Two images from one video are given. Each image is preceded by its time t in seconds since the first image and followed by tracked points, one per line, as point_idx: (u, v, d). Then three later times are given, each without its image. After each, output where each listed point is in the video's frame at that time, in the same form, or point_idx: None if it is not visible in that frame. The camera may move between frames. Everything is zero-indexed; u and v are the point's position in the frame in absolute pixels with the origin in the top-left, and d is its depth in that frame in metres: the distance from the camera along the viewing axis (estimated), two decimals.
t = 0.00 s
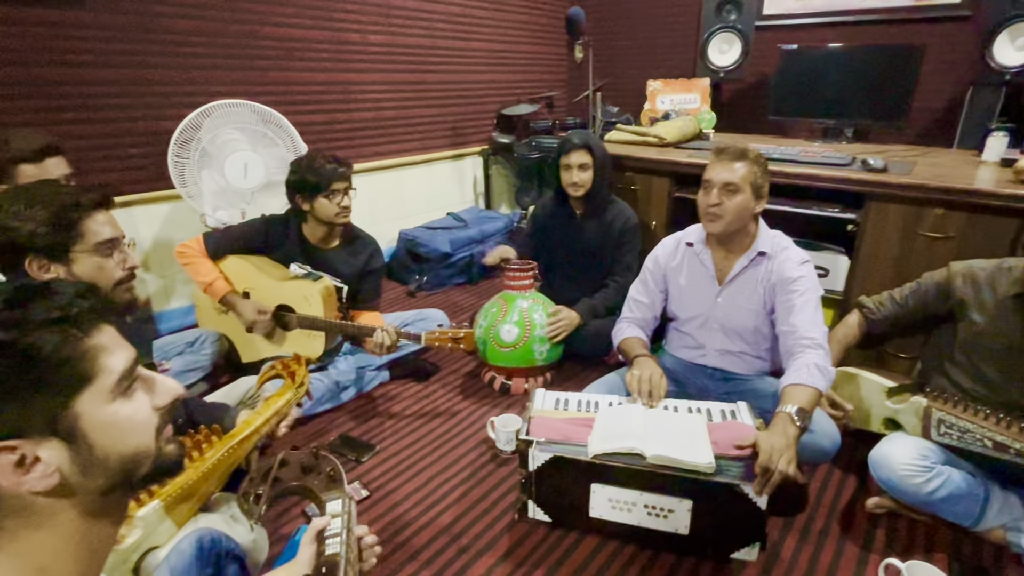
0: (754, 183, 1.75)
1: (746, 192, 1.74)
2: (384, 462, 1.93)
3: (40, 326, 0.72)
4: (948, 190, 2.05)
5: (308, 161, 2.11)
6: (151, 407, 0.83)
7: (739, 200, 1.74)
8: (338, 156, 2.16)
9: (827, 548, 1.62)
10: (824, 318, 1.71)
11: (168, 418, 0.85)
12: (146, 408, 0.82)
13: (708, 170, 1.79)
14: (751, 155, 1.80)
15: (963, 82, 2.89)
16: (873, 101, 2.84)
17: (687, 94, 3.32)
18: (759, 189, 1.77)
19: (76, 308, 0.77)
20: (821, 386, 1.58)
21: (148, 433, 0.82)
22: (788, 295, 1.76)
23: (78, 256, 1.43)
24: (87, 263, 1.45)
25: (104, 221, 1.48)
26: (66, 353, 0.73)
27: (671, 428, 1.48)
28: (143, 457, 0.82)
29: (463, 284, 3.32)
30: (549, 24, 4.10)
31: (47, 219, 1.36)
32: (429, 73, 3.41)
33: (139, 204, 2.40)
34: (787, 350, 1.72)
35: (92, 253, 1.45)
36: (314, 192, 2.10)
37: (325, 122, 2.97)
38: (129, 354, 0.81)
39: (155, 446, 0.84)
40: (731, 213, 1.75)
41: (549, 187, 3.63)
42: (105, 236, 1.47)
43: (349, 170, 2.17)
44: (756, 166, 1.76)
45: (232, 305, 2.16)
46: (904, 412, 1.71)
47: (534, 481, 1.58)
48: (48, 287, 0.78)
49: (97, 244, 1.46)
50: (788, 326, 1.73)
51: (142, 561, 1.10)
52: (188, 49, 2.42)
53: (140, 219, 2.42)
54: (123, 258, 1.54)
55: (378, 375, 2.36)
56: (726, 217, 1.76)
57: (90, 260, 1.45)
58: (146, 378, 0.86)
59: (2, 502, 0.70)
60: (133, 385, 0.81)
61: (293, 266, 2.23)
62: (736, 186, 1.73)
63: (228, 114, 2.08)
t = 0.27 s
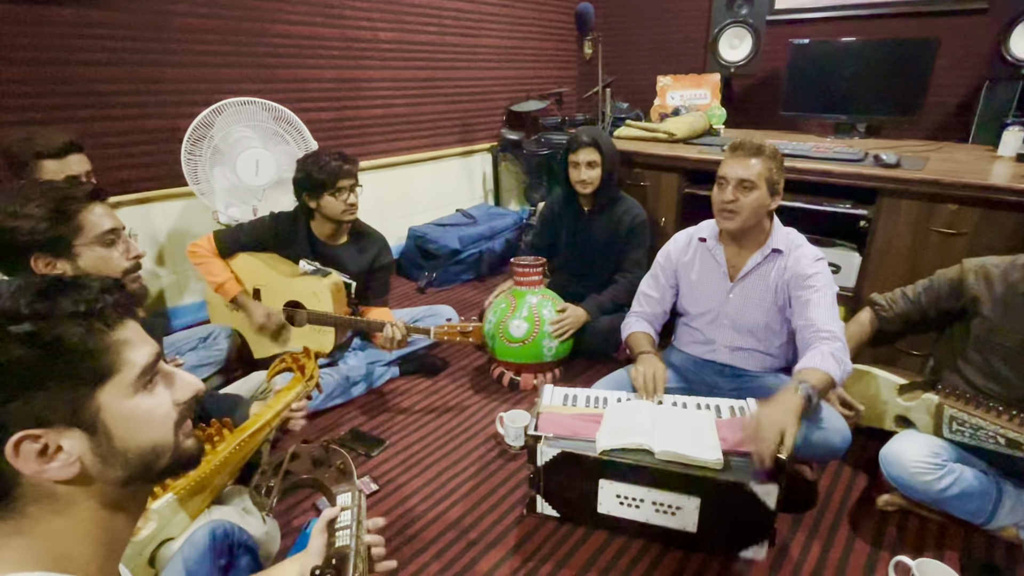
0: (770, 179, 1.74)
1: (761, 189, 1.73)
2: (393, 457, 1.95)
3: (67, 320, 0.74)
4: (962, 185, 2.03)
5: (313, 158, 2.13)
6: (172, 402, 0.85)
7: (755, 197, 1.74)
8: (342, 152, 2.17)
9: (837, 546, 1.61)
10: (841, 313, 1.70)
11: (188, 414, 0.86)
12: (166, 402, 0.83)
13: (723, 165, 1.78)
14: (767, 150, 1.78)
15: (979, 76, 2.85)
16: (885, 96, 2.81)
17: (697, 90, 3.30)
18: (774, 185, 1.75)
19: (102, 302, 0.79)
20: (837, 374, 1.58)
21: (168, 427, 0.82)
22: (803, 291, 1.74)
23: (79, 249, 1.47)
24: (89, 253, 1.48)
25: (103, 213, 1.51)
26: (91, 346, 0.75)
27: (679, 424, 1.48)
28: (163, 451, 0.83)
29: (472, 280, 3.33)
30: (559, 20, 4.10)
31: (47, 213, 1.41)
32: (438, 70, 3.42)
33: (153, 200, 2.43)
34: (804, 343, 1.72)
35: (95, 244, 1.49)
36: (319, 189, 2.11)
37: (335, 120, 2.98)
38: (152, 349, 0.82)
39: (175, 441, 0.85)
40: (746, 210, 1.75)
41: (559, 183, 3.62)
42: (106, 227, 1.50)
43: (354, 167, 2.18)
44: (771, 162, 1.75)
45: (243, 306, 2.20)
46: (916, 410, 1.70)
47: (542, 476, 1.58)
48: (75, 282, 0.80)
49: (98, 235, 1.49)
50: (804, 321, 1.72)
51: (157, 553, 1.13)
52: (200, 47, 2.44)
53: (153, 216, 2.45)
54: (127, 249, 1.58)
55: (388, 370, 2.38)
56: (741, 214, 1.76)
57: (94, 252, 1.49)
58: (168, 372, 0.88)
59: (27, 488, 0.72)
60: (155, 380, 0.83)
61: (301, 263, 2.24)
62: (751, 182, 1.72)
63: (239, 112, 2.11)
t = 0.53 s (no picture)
0: (775, 178, 1.71)
1: (765, 188, 1.71)
2: (397, 453, 1.95)
3: (77, 317, 0.74)
4: (971, 182, 2.01)
5: (316, 158, 2.13)
6: (181, 400, 0.85)
7: (759, 197, 1.72)
8: (345, 151, 2.16)
9: (841, 544, 1.61)
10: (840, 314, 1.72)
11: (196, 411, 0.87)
12: (175, 400, 0.84)
13: (729, 166, 1.76)
14: (773, 149, 1.76)
15: (988, 71, 2.82)
16: (893, 92, 2.79)
17: (702, 86, 3.28)
18: (780, 185, 1.73)
19: (112, 300, 0.79)
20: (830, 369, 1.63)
21: (176, 424, 0.83)
22: (804, 292, 1.75)
23: (74, 245, 1.47)
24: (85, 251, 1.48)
25: (102, 211, 1.51)
26: (102, 343, 0.75)
27: (682, 422, 1.48)
28: (172, 448, 0.84)
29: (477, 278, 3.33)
30: (564, 16, 4.08)
31: (48, 209, 1.45)
32: (443, 67, 3.41)
33: (159, 198, 2.44)
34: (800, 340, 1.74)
35: (91, 241, 1.49)
36: (321, 189, 2.11)
37: (340, 117, 2.99)
38: (162, 347, 0.82)
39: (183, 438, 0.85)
40: (751, 210, 1.73)
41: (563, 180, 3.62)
42: (102, 225, 1.50)
43: (356, 166, 2.17)
44: (777, 161, 1.73)
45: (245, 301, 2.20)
46: (922, 408, 1.68)
47: (546, 473, 1.58)
48: (86, 280, 0.80)
49: (94, 232, 1.49)
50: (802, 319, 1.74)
51: (163, 547, 1.14)
52: (206, 46, 2.45)
53: (160, 213, 2.46)
54: (123, 247, 1.56)
55: (393, 367, 2.38)
56: (746, 214, 1.74)
57: (88, 248, 1.49)
58: (176, 369, 0.88)
59: (37, 483, 0.73)
60: (163, 377, 0.83)
61: (303, 261, 2.25)
62: (755, 182, 1.70)
63: (245, 109, 2.11)
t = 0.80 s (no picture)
0: (779, 177, 1.70)
1: (768, 188, 1.70)
2: (404, 451, 1.96)
3: (90, 317, 0.75)
4: (981, 179, 1.99)
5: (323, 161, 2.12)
6: (192, 397, 0.86)
7: (762, 196, 1.71)
8: (351, 154, 2.16)
9: (849, 545, 1.60)
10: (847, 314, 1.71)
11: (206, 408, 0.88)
12: (187, 397, 0.84)
13: (733, 167, 1.75)
14: (777, 147, 1.74)
15: (998, 67, 2.79)
16: (902, 88, 2.77)
17: (709, 83, 3.27)
18: (784, 184, 1.72)
19: (123, 299, 0.80)
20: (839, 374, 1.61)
21: (189, 421, 0.84)
22: (812, 292, 1.73)
23: (75, 238, 1.49)
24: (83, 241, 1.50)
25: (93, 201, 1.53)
26: (115, 342, 0.76)
27: (688, 420, 1.47)
28: (185, 444, 0.85)
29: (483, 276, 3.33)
30: (569, 14, 4.07)
31: (38, 206, 1.45)
32: (449, 66, 3.42)
33: (167, 197, 2.46)
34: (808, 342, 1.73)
35: (91, 231, 1.51)
36: (329, 194, 2.12)
37: (346, 116, 2.99)
38: (173, 345, 0.83)
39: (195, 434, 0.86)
40: (753, 210, 1.72)
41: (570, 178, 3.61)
42: (97, 214, 1.52)
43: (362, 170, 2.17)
44: (780, 159, 1.72)
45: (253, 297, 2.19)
46: (932, 407, 1.66)
47: (552, 472, 1.58)
48: (95, 280, 0.81)
49: (92, 222, 1.51)
50: (809, 319, 1.72)
51: (171, 543, 1.15)
52: (213, 45, 2.46)
53: (167, 212, 2.47)
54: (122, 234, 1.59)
55: (399, 365, 2.39)
56: (749, 214, 1.73)
57: (90, 240, 1.51)
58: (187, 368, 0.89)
59: (56, 483, 0.73)
60: (174, 376, 0.84)
61: (308, 259, 2.25)
62: (757, 181, 1.70)
63: (251, 109, 2.12)
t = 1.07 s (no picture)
0: (771, 182, 1.69)
1: (759, 193, 1.69)
2: (407, 452, 1.96)
3: (91, 319, 0.75)
4: (987, 178, 1.98)
5: (335, 162, 2.12)
6: (192, 400, 0.86)
7: (753, 202, 1.70)
8: (361, 156, 2.18)
9: (854, 546, 1.59)
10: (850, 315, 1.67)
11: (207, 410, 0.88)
12: (187, 400, 0.84)
13: (729, 172, 1.74)
14: (773, 151, 1.72)
15: (1003, 65, 2.78)
16: (907, 87, 2.76)
17: (712, 82, 3.26)
18: (777, 189, 1.70)
19: (126, 301, 0.79)
20: (844, 383, 1.55)
21: (189, 424, 0.84)
22: (814, 295, 1.70)
23: (75, 237, 1.48)
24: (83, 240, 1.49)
25: (99, 200, 1.52)
26: (116, 345, 0.75)
27: (693, 421, 1.46)
28: (184, 447, 0.85)
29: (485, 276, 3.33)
30: (572, 14, 4.06)
31: (43, 201, 1.48)
32: (451, 65, 3.41)
33: (169, 198, 2.46)
34: (812, 345, 1.68)
35: (91, 231, 1.49)
36: (339, 194, 2.11)
37: (348, 117, 2.99)
38: (175, 347, 0.83)
39: (195, 436, 0.86)
40: (745, 215, 1.72)
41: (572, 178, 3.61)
42: (100, 213, 1.50)
43: (372, 171, 2.17)
44: (774, 164, 1.70)
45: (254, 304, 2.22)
46: (936, 408, 1.66)
47: (556, 472, 1.58)
48: (98, 282, 0.80)
49: (92, 221, 1.50)
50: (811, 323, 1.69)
51: (175, 543, 1.14)
52: (216, 45, 2.46)
53: (170, 213, 2.47)
54: (123, 234, 1.57)
55: (402, 366, 2.39)
56: (741, 219, 1.73)
57: (89, 239, 1.50)
58: (189, 370, 0.89)
59: (52, 483, 0.73)
60: (175, 378, 0.84)
61: (312, 260, 2.26)
62: (747, 187, 1.70)
63: (253, 109, 2.12)
